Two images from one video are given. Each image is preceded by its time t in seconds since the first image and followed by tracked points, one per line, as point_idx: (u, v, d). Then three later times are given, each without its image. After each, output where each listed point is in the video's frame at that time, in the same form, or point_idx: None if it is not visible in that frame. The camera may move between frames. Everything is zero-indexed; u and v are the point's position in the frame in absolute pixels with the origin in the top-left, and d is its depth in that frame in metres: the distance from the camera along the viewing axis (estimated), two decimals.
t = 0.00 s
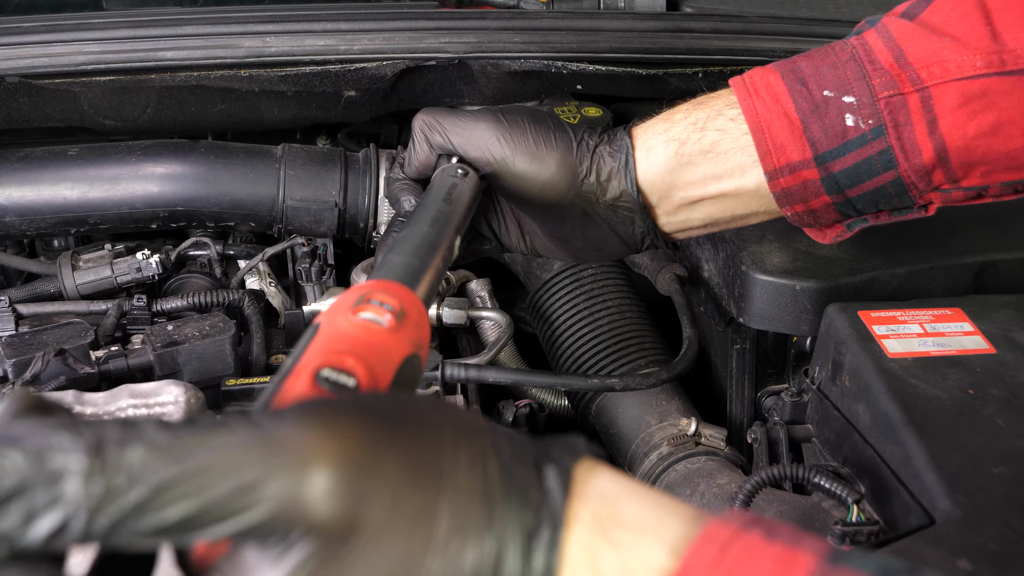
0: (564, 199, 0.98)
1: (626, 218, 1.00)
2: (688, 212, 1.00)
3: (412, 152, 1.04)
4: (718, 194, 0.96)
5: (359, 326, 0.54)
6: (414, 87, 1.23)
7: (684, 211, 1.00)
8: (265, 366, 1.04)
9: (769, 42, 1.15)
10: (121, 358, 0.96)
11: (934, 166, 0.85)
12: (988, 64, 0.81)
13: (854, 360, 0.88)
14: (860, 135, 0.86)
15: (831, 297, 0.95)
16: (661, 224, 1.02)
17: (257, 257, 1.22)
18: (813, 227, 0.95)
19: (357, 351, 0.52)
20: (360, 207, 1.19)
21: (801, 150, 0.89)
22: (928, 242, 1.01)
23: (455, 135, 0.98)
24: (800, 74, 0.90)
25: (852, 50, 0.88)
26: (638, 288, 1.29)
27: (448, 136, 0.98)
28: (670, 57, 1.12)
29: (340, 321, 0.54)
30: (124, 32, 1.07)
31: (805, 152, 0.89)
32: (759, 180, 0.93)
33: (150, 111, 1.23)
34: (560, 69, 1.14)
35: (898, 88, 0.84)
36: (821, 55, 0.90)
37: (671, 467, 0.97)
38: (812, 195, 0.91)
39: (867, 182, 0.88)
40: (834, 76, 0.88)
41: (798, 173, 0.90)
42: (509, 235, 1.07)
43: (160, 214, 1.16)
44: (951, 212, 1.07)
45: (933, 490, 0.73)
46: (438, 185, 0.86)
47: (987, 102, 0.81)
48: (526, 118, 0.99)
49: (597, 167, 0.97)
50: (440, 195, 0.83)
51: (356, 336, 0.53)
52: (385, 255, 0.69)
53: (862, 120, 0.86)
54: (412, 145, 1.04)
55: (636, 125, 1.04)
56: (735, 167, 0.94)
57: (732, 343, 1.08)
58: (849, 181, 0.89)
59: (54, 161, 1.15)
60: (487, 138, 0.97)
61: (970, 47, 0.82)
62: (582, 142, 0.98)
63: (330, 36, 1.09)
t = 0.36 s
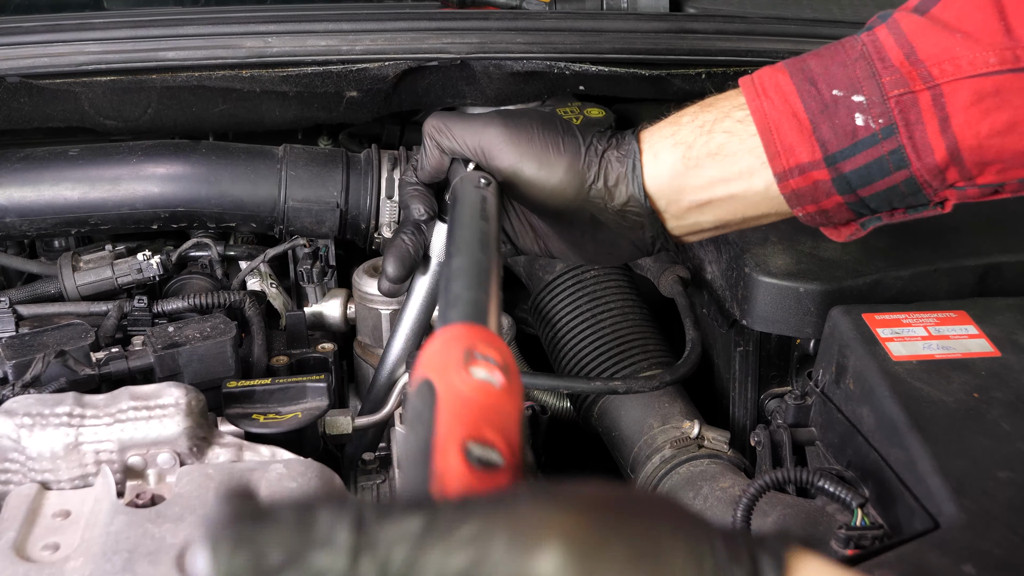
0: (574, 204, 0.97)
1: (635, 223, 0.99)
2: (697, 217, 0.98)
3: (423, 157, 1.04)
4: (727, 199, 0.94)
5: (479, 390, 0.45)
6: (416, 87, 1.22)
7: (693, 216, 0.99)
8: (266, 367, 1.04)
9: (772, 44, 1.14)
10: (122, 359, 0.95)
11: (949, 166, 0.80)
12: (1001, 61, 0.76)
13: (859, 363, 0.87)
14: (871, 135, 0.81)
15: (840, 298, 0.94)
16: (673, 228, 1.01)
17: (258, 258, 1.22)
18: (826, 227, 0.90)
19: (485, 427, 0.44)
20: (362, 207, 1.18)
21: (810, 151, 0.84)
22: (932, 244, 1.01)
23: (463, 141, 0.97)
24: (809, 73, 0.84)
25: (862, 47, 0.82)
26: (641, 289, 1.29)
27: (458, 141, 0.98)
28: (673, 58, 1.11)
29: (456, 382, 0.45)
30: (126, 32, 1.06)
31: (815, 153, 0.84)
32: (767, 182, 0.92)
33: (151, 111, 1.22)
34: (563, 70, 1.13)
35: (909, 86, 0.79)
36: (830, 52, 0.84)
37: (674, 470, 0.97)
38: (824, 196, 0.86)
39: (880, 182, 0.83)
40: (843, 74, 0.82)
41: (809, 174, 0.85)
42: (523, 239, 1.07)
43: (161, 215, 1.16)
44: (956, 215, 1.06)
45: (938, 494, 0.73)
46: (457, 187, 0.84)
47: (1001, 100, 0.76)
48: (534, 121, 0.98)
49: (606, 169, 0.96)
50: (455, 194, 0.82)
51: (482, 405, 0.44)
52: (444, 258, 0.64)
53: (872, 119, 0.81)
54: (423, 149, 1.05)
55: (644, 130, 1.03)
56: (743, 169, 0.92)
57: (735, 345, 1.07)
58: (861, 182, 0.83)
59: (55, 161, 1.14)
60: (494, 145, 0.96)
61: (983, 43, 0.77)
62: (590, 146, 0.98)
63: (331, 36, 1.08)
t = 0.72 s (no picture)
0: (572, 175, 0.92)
1: (634, 191, 0.92)
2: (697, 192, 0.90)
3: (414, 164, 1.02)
4: (727, 166, 0.86)
5: (561, 429, 0.47)
6: (416, 85, 1.22)
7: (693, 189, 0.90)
8: (265, 366, 1.04)
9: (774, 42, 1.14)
10: (120, 357, 0.94)
11: (962, 136, 0.74)
12: (1015, 21, 0.71)
13: (860, 362, 0.87)
14: (879, 105, 0.77)
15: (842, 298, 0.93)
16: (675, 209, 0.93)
17: (258, 256, 1.21)
18: (840, 204, 0.85)
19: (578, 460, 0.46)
20: (361, 205, 1.18)
21: (816, 124, 0.80)
22: (935, 243, 1.00)
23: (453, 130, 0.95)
24: (816, 45, 0.80)
25: (870, 15, 0.78)
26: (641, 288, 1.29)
27: (448, 132, 0.96)
28: (674, 56, 1.11)
29: (540, 427, 0.47)
30: (124, 29, 1.06)
31: (822, 125, 0.79)
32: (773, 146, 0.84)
33: (151, 109, 1.22)
34: (563, 68, 1.13)
35: (919, 53, 0.74)
36: (838, 22, 0.80)
37: (674, 469, 0.96)
38: (833, 170, 0.81)
39: (890, 156, 0.78)
40: (851, 44, 0.78)
41: (816, 148, 0.80)
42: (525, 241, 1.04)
43: (159, 213, 1.16)
44: (957, 213, 1.06)
45: (939, 494, 0.72)
46: (467, 189, 0.84)
47: (1015, 64, 0.71)
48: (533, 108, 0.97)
49: (605, 139, 0.93)
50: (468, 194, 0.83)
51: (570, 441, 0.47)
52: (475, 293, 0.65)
53: (881, 88, 0.76)
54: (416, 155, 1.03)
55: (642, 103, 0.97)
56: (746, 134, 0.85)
57: (735, 344, 1.07)
58: (871, 155, 0.79)
59: (54, 158, 1.14)
60: (492, 128, 0.94)
61: (995, 3, 0.72)
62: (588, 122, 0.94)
63: (331, 33, 1.08)
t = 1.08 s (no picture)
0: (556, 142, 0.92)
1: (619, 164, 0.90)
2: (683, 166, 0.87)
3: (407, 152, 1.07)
4: (718, 142, 0.84)
5: (695, 455, 0.52)
6: (416, 84, 1.22)
7: (684, 165, 0.87)
8: (265, 364, 1.04)
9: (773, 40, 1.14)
10: (120, 356, 0.94)
11: (971, 119, 0.72)
12: None
13: (859, 361, 0.87)
14: (887, 85, 0.74)
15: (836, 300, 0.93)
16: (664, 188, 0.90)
17: (257, 255, 1.21)
18: (841, 187, 0.83)
19: (717, 483, 0.51)
20: (360, 204, 1.18)
21: (821, 103, 0.76)
22: (933, 242, 1.00)
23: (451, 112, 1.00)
24: (822, 21, 0.76)
25: None
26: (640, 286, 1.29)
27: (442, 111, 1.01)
28: (673, 55, 1.11)
29: (677, 455, 0.52)
30: (124, 28, 1.06)
31: (826, 104, 0.76)
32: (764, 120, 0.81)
33: (150, 108, 1.22)
34: (562, 66, 1.13)
35: (927, 30, 0.72)
36: None
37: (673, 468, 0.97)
38: (837, 152, 0.78)
39: (895, 138, 0.76)
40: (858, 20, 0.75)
41: (819, 128, 0.77)
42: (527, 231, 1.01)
43: (159, 212, 1.16)
44: (956, 211, 1.06)
45: (938, 492, 0.73)
46: (484, 197, 0.85)
47: None
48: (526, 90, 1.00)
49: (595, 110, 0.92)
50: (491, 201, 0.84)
51: (705, 468, 0.52)
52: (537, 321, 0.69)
53: (888, 67, 0.73)
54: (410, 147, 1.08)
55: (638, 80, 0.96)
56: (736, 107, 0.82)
57: (734, 342, 1.07)
58: (876, 138, 0.76)
59: (54, 157, 1.14)
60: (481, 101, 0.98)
61: None
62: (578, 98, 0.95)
63: (330, 32, 1.08)
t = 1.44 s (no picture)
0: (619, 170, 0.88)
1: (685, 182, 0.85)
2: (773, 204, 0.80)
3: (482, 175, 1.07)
4: (813, 175, 0.78)
5: (722, 461, 0.54)
6: (418, 88, 1.22)
7: (769, 204, 0.80)
8: (268, 367, 1.05)
9: (775, 45, 1.14)
10: (125, 359, 0.95)
11: None
12: None
13: (858, 365, 0.87)
14: (994, 124, 0.69)
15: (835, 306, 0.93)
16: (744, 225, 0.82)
17: (261, 258, 1.22)
18: (934, 242, 0.74)
19: (743, 489, 0.54)
20: (363, 207, 1.19)
21: (922, 139, 0.71)
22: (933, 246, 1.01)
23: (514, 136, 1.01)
24: (925, 63, 0.73)
25: (985, 35, 0.71)
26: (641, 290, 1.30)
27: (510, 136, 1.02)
28: (674, 59, 1.12)
29: (705, 462, 0.54)
30: (129, 33, 1.07)
31: (929, 141, 0.71)
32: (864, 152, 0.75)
33: (154, 111, 1.22)
34: (564, 71, 1.13)
35: None
36: (950, 43, 0.73)
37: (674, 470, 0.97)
38: (936, 196, 0.72)
39: (999, 183, 0.70)
40: (965, 61, 0.71)
41: (919, 167, 0.72)
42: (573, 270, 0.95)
43: (163, 215, 1.16)
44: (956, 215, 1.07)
45: (937, 495, 0.73)
46: (494, 202, 0.87)
47: None
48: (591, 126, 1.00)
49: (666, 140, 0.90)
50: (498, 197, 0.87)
51: (731, 473, 0.54)
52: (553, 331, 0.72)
53: (997, 105, 0.69)
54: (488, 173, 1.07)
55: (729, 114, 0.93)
56: (836, 142, 0.77)
57: (735, 345, 1.08)
58: (980, 180, 0.71)
59: (58, 161, 1.15)
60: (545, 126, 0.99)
61: None
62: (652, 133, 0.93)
63: (334, 37, 1.09)
